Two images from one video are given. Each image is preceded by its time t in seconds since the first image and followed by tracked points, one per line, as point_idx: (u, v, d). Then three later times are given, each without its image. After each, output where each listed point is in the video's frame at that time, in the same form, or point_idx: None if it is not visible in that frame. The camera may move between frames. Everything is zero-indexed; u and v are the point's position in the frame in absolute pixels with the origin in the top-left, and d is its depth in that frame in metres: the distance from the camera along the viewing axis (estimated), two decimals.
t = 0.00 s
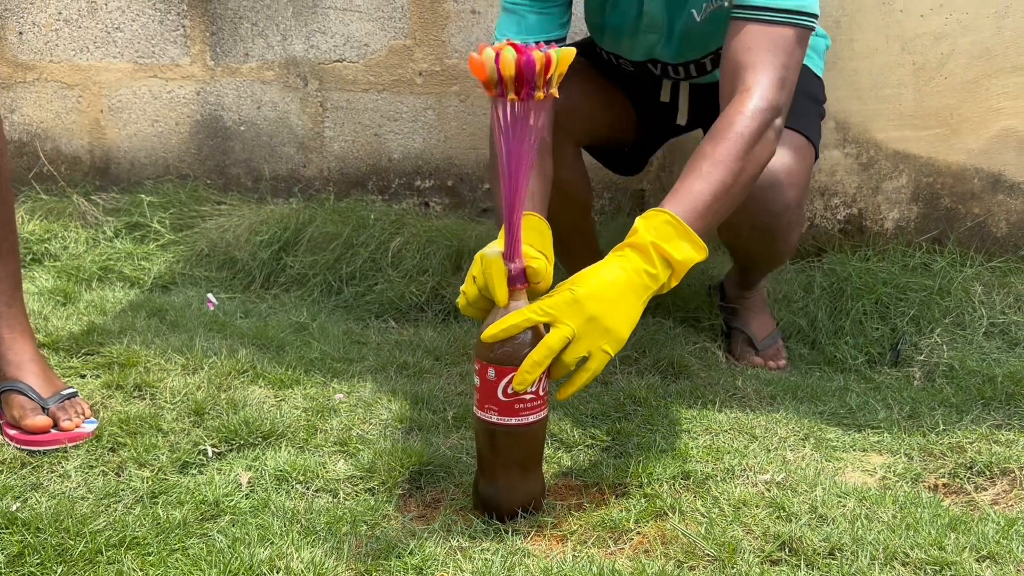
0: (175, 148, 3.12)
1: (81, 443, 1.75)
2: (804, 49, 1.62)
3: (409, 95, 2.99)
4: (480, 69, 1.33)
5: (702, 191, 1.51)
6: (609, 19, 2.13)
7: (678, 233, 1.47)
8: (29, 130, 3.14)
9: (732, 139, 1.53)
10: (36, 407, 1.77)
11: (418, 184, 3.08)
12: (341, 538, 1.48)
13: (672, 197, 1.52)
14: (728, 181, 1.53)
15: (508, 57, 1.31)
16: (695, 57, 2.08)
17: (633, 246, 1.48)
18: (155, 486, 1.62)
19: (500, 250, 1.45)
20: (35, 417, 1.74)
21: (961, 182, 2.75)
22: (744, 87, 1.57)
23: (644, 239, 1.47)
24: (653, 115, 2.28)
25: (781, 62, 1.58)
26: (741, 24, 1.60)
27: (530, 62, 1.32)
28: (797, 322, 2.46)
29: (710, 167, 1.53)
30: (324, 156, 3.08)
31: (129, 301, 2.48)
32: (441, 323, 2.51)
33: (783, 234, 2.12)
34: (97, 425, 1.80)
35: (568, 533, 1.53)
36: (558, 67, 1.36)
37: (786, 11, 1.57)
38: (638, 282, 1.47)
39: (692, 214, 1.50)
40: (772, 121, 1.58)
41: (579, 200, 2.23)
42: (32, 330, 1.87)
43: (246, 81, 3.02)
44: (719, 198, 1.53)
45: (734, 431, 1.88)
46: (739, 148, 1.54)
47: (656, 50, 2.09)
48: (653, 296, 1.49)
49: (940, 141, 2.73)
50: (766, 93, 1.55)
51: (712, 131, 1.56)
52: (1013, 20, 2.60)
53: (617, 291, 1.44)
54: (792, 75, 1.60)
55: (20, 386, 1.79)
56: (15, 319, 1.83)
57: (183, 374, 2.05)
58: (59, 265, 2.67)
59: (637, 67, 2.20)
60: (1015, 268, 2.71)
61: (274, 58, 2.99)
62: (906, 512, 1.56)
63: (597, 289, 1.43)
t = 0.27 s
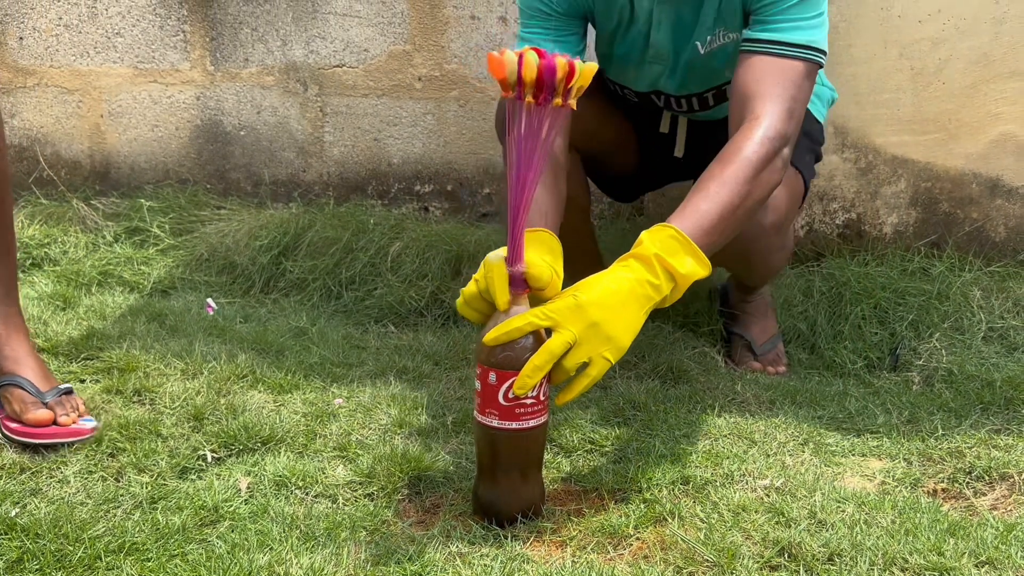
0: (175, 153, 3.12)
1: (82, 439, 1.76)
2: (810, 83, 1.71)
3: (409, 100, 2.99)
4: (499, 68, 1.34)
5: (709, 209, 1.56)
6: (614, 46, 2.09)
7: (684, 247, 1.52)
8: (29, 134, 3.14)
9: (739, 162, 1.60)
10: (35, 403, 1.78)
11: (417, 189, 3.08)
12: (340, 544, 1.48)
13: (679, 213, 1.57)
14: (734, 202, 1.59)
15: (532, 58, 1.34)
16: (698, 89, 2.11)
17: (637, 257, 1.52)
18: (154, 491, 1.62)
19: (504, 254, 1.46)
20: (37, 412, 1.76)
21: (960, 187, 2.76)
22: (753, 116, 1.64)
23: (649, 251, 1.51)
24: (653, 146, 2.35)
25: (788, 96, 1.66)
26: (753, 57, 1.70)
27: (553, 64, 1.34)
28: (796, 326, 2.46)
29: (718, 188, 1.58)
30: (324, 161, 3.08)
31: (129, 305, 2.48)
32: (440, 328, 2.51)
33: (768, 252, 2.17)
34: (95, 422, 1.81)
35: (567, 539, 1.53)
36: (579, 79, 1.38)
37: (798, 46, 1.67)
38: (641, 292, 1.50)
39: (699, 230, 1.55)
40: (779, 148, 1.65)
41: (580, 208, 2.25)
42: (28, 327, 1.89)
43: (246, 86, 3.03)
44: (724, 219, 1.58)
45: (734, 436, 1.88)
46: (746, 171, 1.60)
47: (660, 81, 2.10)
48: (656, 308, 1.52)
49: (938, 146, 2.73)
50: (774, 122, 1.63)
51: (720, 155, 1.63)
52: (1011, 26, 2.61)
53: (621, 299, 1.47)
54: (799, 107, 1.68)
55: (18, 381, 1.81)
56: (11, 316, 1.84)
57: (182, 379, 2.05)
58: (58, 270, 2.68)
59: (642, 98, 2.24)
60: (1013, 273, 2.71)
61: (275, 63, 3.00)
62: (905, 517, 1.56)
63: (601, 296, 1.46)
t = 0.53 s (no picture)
0: (175, 159, 3.13)
1: (70, 419, 1.86)
2: (811, 109, 1.72)
3: (409, 107, 3.00)
4: (491, 80, 1.37)
5: (709, 227, 1.57)
6: (621, 74, 2.12)
7: (684, 261, 1.53)
8: (29, 141, 3.14)
9: (739, 182, 1.60)
10: (20, 386, 1.85)
11: (417, 195, 3.09)
12: (339, 552, 1.48)
13: (679, 230, 1.58)
14: (733, 221, 1.60)
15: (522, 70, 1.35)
16: (701, 118, 2.13)
17: (638, 269, 1.52)
18: (153, 499, 1.62)
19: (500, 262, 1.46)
20: (21, 397, 1.83)
21: (958, 194, 2.76)
22: (754, 136, 1.65)
23: (650, 263, 1.52)
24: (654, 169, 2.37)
25: (790, 118, 1.66)
26: (757, 80, 1.70)
27: (544, 76, 1.34)
28: (795, 332, 2.47)
29: (718, 206, 1.59)
30: (323, 167, 3.09)
31: (128, 312, 2.48)
32: (440, 335, 2.51)
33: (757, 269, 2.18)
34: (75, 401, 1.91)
35: (566, 546, 1.54)
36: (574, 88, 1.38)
37: (801, 73, 1.67)
38: (641, 304, 1.50)
39: (698, 247, 1.56)
40: (778, 171, 1.65)
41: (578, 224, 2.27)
42: None
43: (246, 93, 3.03)
44: (721, 238, 1.59)
45: (733, 442, 1.88)
46: (746, 190, 1.60)
47: (664, 108, 2.11)
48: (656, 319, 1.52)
49: (937, 153, 2.73)
50: (775, 142, 1.63)
51: (721, 174, 1.64)
52: (1009, 33, 2.61)
53: (621, 309, 1.48)
54: (800, 131, 1.69)
55: None
56: None
57: (182, 386, 2.05)
58: (58, 277, 2.69)
59: (646, 123, 2.26)
60: (1011, 279, 2.72)
61: (274, 70, 3.00)
62: (904, 525, 1.57)
63: (601, 305, 1.47)
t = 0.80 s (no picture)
0: (174, 164, 3.13)
1: (52, 400, 1.99)
2: (815, 125, 1.73)
3: (408, 112, 3.00)
4: (485, 88, 1.36)
5: (712, 236, 1.57)
6: (626, 90, 2.12)
7: (689, 269, 1.53)
8: (29, 146, 3.14)
9: (743, 193, 1.61)
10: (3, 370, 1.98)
11: (416, 200, 3.09)
12: (339, 557, 1.48)
13: (683, 239, 1.58)
14: (736, 232, 1.60)
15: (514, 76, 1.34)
16: (706, 132, 2.15)
17: (644, 276, 1.53)
18: (153, 504, 1.62)
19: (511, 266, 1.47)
20: (4, 382, 1.96)
21: (957, 199, 2.77)
22: (760, 148, 1.65)
23: (655, 271, 1.52)
24: (653, 182, 2.36)
25: (793, 132, 1.67)
26: (763, 94, 1.72)
27: (538, 79, 1.33)
28: (795, 338, 2.47)
29: (721, 217, 1.59)
30: (323, 173, 3.09)
31: (128, 317, 2.48)
32: (439, 340, 2.52)
33: (756, 279, 2.19)
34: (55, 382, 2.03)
35: (566, 552, 1.54)
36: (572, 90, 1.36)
37: (806, 88, 1.70)
38: (646, 311, 1.51)
39: (702, 257, 1.56)
40: (782, 184, 1.66)
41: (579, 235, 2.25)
42: None
43: (246, 98, 3.04)
44: (724, 249, 1.59)
45: (732, 448, 1.88)
46: (750, 202, 1.61)
47: (670, 123, 2.13)
48: (660, 325, 1.53)
49: (936, 158, 2.74)
50: (778, 155, 1.64)
51: (725, 186, 1.64)
52: (1007, 38, 2.62)
53: (626, 315, 1.49)
54: (803, 145, 1.70)
55: None
56: None
57: (181, 391, 2.05)
58: (57, 282, 2.70)
59: (650, 138, 2.25)
60: (1010, 285, 2.72)
61: (274, 75, 3.01)
62: (904, 530, 1.57)
63: (606, 311, 1.48)
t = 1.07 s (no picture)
0: (173, 169, 3.13)
1: (47, 393, 2.01)
2: (816, 134, 1.74)
3: (408, 117, 3.01)
4: (521, 86, 1.38)
5: (714, 244, 1.57)
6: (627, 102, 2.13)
7: (690, 276, 1.53)
8: (28, 150, 3.14)
9: (745, 202, 1.61)
10: None
11: (415, 205, 3.09)
12: (338, 561, 1.48)
13: (685, 247, 1.58)
14: (738, 240, 1.60)
15: (552, 79, 1.37)
16: (707, 144, 2.14)
17: (645, 282, 1.53)
18: (151, 508, 1.62)
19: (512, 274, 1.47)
20: None
21: (956, 204, 2.77)
22: (762, 157, 1.65)
23: (656, 276, 1.52)
24: (654, 192, 2.36)
25: (794, 141, 1.67)
26: (764, 103, 1.73)
27: (577, 88, 1.36)
28: (794, 342, 2.47)
29: (723, 225, 1.59)
30: (322, 177, 3.09)
31: (127, 321, 2.48)
32: (438, 344, 2.52)
33: (758, 287, 2.19)
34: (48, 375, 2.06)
35: (565, 556, 1.54)
36: (606, 108, 1.38)
37: (806, 98, 1.70)
38: (648, 316, 1.50)
39: (704, 265, 1.56)
40: (782, 193, 1.65)
41: (581, 246, 2.26)
42: None
43: (245, 103, 3.04)
44: (724, 257, 1.58)
45: (732, 452, 1.88)
46: (752, 211, 1.60)
47: (671, 135, 2.12)
48: (662, 330, 1.52)
49: (935, 163, 2.74)
50: (780, 164, 1.64)
51: (727, 194, 1.64)
52: (1006, 43, 2.62)
53: (627, 320, 1.49)
54: (803, 154, 1.70)
55: None
56: None
57: (180, 395, 2.05)
58: (56, 286, 2.70)
59: (652, 150, 2.25)
60: (1009, 289, 2.72)
61: (274, 80, 3.01)
62: (904, 534, 1.57)
63: (608, 316, 1.48)
